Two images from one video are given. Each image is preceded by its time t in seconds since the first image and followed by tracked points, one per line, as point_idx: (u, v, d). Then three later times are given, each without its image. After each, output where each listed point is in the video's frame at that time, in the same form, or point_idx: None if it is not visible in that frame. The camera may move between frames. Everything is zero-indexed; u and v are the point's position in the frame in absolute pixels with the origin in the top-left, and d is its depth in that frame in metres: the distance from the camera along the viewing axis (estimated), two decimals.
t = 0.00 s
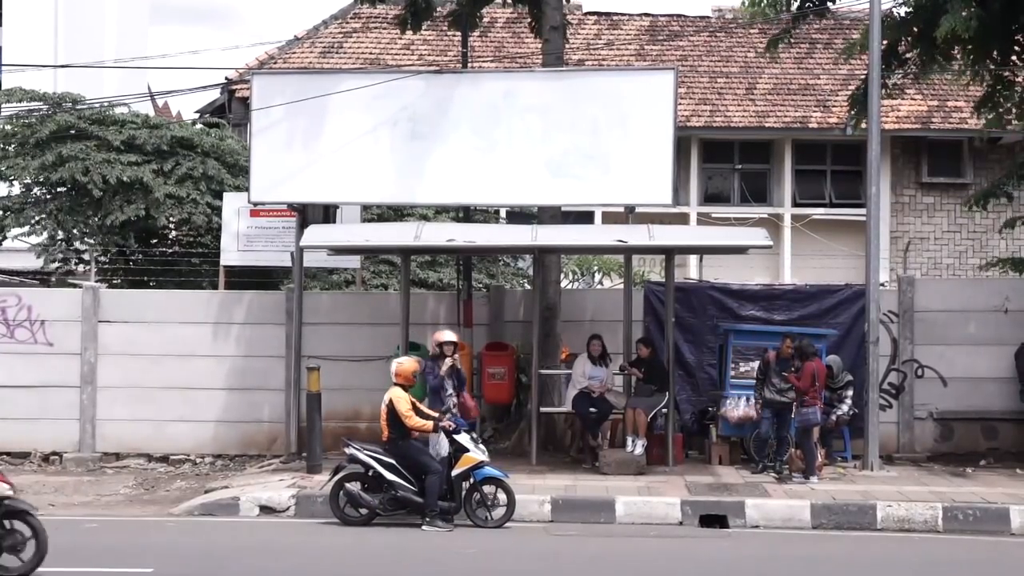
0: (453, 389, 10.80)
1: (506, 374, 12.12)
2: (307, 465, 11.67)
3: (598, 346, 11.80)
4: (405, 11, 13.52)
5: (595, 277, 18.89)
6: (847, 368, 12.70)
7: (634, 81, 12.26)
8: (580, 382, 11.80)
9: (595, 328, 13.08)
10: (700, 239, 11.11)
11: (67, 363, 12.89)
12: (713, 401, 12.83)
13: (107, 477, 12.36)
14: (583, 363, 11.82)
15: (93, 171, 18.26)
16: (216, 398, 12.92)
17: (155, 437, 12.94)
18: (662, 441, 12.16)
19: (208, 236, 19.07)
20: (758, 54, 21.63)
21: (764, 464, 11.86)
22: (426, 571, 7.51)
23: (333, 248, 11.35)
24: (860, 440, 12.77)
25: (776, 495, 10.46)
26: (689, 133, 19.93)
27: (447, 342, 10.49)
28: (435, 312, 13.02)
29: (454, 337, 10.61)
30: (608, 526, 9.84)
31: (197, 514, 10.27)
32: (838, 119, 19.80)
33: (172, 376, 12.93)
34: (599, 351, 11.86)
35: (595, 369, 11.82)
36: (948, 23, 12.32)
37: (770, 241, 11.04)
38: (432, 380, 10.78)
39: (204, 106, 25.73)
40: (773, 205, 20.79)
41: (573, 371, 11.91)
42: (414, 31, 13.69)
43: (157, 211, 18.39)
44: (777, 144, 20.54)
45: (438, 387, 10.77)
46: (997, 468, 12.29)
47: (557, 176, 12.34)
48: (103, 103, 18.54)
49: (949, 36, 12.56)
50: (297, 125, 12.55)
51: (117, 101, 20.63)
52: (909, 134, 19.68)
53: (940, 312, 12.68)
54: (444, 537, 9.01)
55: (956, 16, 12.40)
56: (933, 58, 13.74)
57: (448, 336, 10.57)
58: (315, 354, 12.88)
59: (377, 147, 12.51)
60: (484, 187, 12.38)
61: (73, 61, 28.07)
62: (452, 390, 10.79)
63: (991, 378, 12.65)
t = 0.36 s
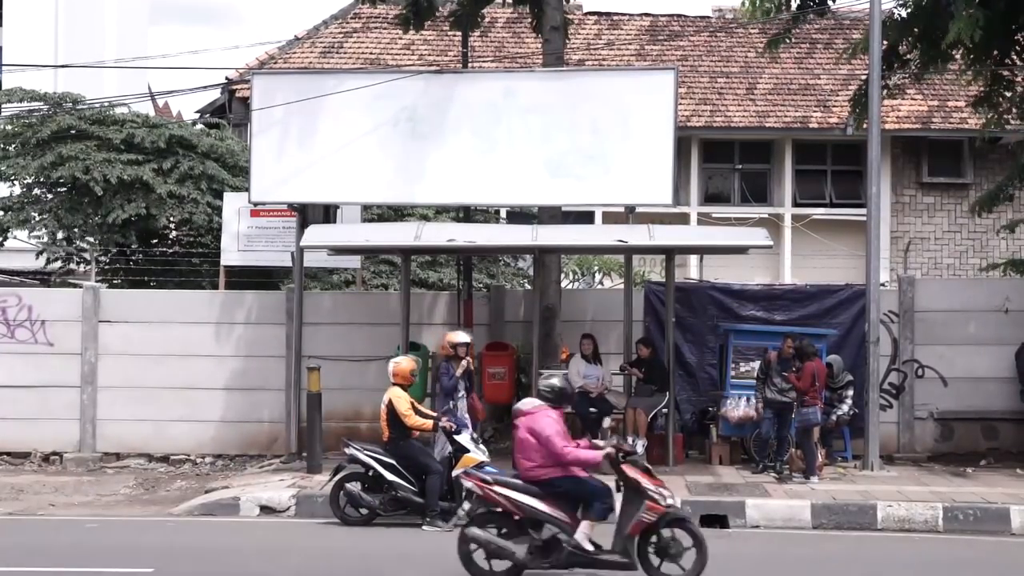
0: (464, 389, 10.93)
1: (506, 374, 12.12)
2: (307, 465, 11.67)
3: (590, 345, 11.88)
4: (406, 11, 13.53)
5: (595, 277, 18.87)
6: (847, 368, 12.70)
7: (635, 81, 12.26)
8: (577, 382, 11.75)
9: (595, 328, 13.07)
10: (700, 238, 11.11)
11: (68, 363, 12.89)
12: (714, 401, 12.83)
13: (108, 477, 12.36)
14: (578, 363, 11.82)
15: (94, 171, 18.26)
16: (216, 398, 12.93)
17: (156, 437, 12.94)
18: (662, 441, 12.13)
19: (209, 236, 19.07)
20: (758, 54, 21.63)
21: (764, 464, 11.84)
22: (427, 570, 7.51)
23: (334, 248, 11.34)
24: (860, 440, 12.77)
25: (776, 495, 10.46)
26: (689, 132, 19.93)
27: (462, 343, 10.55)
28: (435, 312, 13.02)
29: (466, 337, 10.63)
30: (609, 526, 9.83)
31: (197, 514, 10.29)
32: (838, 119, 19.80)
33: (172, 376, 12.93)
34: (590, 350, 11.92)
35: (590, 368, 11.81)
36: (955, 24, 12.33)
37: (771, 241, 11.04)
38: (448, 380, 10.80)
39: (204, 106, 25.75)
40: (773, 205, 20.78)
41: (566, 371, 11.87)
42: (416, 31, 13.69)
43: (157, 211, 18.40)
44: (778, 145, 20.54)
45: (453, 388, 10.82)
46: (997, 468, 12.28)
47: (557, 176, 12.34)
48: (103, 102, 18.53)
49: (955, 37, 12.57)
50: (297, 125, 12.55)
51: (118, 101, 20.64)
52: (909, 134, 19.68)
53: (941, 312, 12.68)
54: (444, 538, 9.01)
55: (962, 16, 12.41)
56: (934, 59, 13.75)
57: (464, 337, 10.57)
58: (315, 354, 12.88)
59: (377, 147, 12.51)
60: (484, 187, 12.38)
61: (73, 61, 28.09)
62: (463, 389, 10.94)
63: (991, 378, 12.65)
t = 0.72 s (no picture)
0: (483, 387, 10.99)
1: (505, 374, 12.13)
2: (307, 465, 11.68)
3: (586, 346, 11.88)
4: (407, 11, 13.53)
5: (595, 277, 18.87)
6: (847, 368, 12.70)
7: (635, 81, 12.26)
8: (574, 383, 11.82)
9: (595, 328, 13.07)
10: (700, 238, 11.11)
11: (67, 363, 12.89)
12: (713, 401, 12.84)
13: (108, 477, 12.36)
14: (576, 364, 11.87)
15: (93, 170, 18.28)
16: (216, 398, 12.93)
17: (155, 437, 12.94)
18: (661, 440, 12.15)
19: (208, 236, 19.07)
20: (758, 54, 21.64)
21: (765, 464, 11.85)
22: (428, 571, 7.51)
23: (334, 248, 11.34)
24: (860, 440, 12.77)
25: (776, 495, 10.47)
26: (689, 132, 19.93)
27: (479, 342, 10.79)
28: (435, 311, 13.02)
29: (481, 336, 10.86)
30: (609, 526, 9.84)
31: (197, 514, 10.29)
32: (838, 119, 19.80)
33: (171, 375, 12.93)
34: (587, 351, 11.92)
35: (587, 369, 11.87)
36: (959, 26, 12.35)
37: (771, 241, 11.04)
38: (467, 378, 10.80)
39: (204, 106, 25.75)
40: (773, 205, 20.78)
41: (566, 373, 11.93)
42: (419, 31, 13.69)
43: (157, 209, 18.41)
44: (777, 144, 20.55)
45: (472, 387, 10.86)
46: (997, 468, 12.29)
47: (557, 176, 12.34)
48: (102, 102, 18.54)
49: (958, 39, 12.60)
50: (297, 125, 12.55)
51: (118, 101, 20.64)
52: (909, 134, 19.69)
53: (940, 312, 12.68)
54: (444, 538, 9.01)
55: (967, 19, 12.44)
56: (935, 60, 13.76)
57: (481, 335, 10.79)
58: (315, 355, 12.88)
59: (377, 147, 12.51)
60: (484, 187, 12.38)
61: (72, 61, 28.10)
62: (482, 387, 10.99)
63: (991, 378, 12.65)
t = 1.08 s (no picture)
0: (488, 386, 11.03)
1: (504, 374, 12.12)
2: (306, 464, 11.69)
3: (586, 347, 11.84)
4: (407, 12, 13.53)
5: (593, 277, 18.87)
6: (846, 368, 12.70)
7: (634, 81, 12.26)
8: (574, 384, 11.78)
9: (594, 328, 13.07)
10: (699, 238, 11.12)
11: (66, 363, 12.89)
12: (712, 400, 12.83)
13: (106, 477, 12.36)
14: (575, 365, 11.84)
15: (92, 170, 18.27)
16: (215, 397, 12.92)
17: (154, 437, 12.93)
18: (660, 440, 12.16)
19: (207, 235, 19.20)
20: (757, 53, 21.64)
21: (765, 465, 11.86)
22: (426, 570, 7.51)
23: (332, 247, 11.34)
24: (859, 440, 12.77)
25: (775, 494, 10.48)
26: (688, 132, 19.93)
27: (485, 342, 10.82)
28: (434, 311, 13.02)
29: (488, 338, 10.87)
30: (608, 526, 9.84)
31: (196, 513, 10.30)
32: (837, 119, 19.81)
33: (170, 375, 12.93)
34: (587, 352, 11.87)
35: (587, 370, 11.84)
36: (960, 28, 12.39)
37: (770, 241, 11.05)
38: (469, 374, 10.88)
39: (203, 105, 25.74)
40: (771, 205, 20.78)
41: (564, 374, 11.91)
42: (420, 32, 13.69)
43: (155, 208, 18.40)
44: (776, 144, 20.55)
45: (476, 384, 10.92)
46: (996, 467, 12.29)
47: (556, 176, 12.33)
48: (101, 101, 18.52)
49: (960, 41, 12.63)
50: (296, 124, 12.54)
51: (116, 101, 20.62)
52: (908, 133, 19.69)
53: (939, 312, 12.69)
54: (443, 538, 9.01)
55: (969, 22, 12.47)
56: (935, 61, 13.77)
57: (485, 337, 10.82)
58: (313, 354, 12.88)
59: (375, 147, 12.51)
60: (483, 187, 12.38)
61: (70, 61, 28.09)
62: (488, 386, 11.03)
63: (990, 378, 12.65)
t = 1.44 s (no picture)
0: (488, 386, 11.04)
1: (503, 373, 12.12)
2: (305, 463, 11.70)
3: (589, 347, 11.80)
4: (406, 12, 13.52)
5: (593, 276, 18.88)
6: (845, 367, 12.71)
7: (633, 80, 12.26)
8: (573, 384, 11.78)
9: (593, 327, 13.07)
10: (698, 237, 11.12)
11: (65, 362, 12.89)
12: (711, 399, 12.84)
13: (106, 475, 12.36)
14: (575, 364, 11.83)
15: (90, 169, 18.28)
16: (214, 396, 12.92)
17: (154, 436, 12.93)
18: (660, 439, 12.17)
19: (206, 233, 19.08)
20: (756, 52, 21.64)
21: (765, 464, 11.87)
22: (426, 569, 7.52)
23: (332, 246, 11.34)
24: (858, 439, 12.78)
25: (774, 493, 10.49)
26: (687, 131, 19.93)
27: (485, 345, 10.78)
28: (433, 310, 13.02)
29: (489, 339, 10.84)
30: (607, 525, 9.84)
31: (195, 512, 10.30)
32: (836, 118, 19.81)
33: (169, 374, 12.92)
34: (589, 352, 11.85)
35: (587, 371, 11.81)
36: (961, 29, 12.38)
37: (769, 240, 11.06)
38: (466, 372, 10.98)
39: (201, 104, 25.72)
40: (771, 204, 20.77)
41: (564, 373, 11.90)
42: (419, 32, 13.67)
43: (154, 206, 18.38)
44: (775, 143, 20.55)
45: (474, 384, 10.97)
46: (995, 466, 12.30)
47: (555, 175, 12.33)
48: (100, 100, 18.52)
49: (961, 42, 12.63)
50: (295, 123, 12.54)
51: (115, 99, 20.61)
52: (907, 132, 19.70)
53: (938, 311, 12.69)
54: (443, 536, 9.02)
55: (969, 23, 12.47)
56: (934, 60, 13.77)
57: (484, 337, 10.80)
58: (312, 353, 12.88)
59: (374, 146, 12.51)
60: (483, 186, 12.38)
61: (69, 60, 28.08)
62: (488, 386, 11.05)
63: (989, 377, 12.65)
